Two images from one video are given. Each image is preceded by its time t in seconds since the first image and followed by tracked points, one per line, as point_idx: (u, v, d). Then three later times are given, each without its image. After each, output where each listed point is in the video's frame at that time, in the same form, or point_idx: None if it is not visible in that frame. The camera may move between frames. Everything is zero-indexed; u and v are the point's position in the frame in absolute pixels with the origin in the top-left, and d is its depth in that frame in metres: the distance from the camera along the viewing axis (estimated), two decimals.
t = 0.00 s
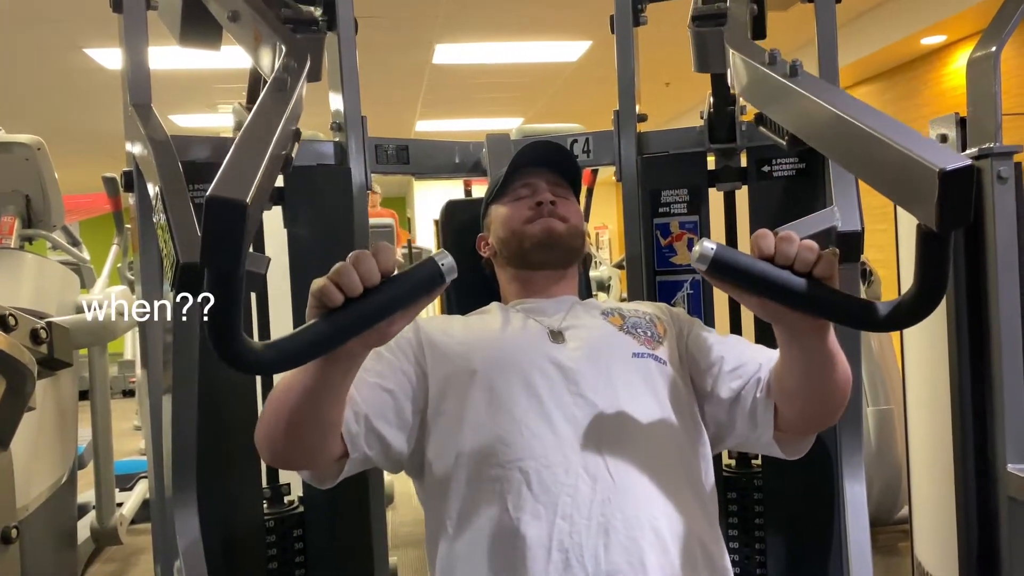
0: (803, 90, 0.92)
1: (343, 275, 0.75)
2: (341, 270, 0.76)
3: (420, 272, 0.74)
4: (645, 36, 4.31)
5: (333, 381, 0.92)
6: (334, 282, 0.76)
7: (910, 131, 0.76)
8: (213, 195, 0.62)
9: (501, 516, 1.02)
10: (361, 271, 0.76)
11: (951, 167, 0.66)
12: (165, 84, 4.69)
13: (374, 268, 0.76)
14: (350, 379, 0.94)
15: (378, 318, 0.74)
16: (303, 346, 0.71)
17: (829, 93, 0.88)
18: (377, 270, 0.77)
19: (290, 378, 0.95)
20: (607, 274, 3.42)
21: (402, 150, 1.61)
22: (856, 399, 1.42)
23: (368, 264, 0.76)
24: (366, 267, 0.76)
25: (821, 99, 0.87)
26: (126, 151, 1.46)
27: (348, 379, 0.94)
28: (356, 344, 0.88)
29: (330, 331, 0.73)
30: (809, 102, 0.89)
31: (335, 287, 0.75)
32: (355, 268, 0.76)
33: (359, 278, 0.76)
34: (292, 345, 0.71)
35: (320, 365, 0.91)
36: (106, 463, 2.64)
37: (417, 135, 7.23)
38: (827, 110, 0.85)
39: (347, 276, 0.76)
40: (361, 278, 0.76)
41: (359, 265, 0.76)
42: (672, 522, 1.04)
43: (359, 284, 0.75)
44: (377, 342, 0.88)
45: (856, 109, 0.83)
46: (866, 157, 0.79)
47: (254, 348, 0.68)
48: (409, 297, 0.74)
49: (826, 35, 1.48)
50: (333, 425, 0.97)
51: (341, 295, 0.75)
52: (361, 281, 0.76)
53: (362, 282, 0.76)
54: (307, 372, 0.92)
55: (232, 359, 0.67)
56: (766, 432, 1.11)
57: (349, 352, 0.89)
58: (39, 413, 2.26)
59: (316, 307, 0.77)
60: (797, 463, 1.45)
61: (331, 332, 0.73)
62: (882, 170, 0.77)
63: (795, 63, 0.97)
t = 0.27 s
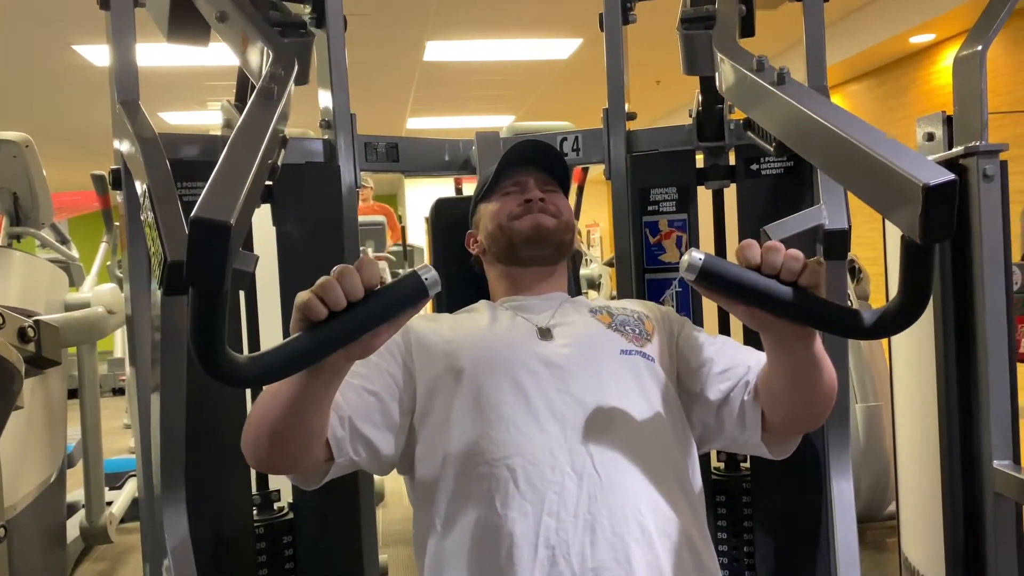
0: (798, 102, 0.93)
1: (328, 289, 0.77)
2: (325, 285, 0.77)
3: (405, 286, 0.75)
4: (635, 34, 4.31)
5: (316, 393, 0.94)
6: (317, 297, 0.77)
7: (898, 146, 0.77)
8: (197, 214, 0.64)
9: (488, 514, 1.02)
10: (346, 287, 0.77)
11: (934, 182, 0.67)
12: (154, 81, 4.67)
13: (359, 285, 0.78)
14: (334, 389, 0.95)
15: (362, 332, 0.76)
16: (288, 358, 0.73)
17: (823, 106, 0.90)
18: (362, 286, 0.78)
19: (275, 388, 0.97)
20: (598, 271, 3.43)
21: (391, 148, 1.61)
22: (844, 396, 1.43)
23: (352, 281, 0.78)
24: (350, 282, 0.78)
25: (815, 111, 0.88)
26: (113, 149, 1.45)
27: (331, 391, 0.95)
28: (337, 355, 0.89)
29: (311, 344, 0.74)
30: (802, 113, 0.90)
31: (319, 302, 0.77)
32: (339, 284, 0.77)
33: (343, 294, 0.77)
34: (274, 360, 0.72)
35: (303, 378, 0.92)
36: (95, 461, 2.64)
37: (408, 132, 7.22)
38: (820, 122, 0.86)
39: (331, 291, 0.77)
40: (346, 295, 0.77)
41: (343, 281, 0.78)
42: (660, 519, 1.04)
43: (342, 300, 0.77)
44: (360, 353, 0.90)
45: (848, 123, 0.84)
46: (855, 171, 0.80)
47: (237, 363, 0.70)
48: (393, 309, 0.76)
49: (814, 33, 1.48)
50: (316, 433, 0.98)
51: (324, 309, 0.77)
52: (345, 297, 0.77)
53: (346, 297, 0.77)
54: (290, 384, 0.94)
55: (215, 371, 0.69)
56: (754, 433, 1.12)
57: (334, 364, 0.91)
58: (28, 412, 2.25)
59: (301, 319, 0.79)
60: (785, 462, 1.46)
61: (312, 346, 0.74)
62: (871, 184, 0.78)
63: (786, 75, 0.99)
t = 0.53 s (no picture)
0: (783, 112, 0.96)
1: (312, 296, 0.78)
2: (308, 292, 0.78)
3: (384, 294, 0.77)
4: (620, 32, 4.32)
5: (299, 396, 0.94)
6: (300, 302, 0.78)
7: (880, 159, 0.80)
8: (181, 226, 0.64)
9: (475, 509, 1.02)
10: (329, 294, 0.78)
11: (916, 196, 0.70)
12: (137, 76, 4.64)
13: (341, 292, 0.79)
14: (317, 394, 0.96)
15: (342, 340, 0.77)
16: (269, 364, 0.74)
17: (809, 118, 0.92)
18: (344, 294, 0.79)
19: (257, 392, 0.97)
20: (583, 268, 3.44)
21: (376, 143, 1.61)
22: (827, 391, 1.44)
23: (335, 289, 0.78)
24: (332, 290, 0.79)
25: (801, 123, 0.91)
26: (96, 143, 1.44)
27: (313, 396, 0.96)
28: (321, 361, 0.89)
29: (293, 351, 0.75)
30: (788, 124, 0.93)
31: (302, 309, 0.78)
32: (322, 291, 0.78)
33: (326, 301, 0.78)
34: (258, 367, 0.73)
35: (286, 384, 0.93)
36: (77, 459, 2.61)
37: (392, 129, 7.21)
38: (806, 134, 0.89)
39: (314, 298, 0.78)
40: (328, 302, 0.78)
41: (325, 288, 0.78)
42: (646, 514, 1.04)
43: (324, 307, 0.78)
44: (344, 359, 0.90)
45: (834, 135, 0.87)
46: (840, 182, 0.83)
47: (221, 370, 0.70)
48: (370, 318, 0.77)
49: (797, 30, 1.49)
50: (300, 434, 0.99)
51: (307, 316, 0.78)
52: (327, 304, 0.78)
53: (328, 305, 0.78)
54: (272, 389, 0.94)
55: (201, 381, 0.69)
56: (738, 433, 1.12)
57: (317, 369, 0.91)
58: (8, 410, 2.23)
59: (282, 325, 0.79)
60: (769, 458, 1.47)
61: (296, 353, 0.75)
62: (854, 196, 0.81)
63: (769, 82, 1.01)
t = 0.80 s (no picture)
0: (764, 116, 0.97)
1: (294, 305, 0.76)
2: (290, 302, 0.76)
3: (362, 308, 0.76)
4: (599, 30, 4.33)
5: (282, 403, 0.94)
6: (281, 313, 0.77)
7: (862, 168, 0.81)
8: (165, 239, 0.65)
9: (462, 505, 1.02)
10: (311, 304, 0.77)
11: (899, 209, 0.72)
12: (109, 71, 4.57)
13: (324, 302, 0.77)
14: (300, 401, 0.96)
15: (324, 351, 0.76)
16: (250, 373, 0.73)
17: (789, 123, 0.93)
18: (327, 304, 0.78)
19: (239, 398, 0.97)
20: (562, 266, 3.44)
21: (358, 140, 1.60)
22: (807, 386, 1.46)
23: (318, 299, 0.77)
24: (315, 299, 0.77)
25: (781, 128, 0.92)
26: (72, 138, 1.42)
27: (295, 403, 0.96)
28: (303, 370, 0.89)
29: (275, 360, 0.74)
30: (769, 128, 0.94)
31: (284, 320, 0.76)
32: (305, 301, 0.77)
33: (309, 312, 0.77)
34: (239, 375, 0.72)
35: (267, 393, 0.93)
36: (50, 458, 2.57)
37: (369, 126, 7.17)
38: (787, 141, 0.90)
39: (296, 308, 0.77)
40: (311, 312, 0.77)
41: (308, 298, 0.77)
42: (632, 509, 1.05)
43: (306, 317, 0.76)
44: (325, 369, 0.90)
45: (816, 142, 0.88)
46: (822, 190, 0.84)
47: (200, 378, 0.70)
48: (351, 329, 0.76)
49: (778, 29, 1.51)
50: (282, 437, 0.99)
51: (289, 326, 0.77)
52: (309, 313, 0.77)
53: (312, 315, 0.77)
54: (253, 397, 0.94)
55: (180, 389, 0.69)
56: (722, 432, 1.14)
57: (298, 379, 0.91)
58: None
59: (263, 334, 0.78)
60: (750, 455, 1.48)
61: (278, 361, 0.74)
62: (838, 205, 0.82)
63: (751, 87, 1.02)
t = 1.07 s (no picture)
0: (759, 123, 0.95)
1: (290, 321, 0.74)
2: (285, 317, 0.74)
3: (360, 321, 0.73)
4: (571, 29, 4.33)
5: (275, 417, 0.92)
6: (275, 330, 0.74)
7: (862, 179, 0.80)
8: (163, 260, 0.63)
9: (460, 509, 1.01)
10: (307, 319, 0.74)
11: (904, 227, 0.70)
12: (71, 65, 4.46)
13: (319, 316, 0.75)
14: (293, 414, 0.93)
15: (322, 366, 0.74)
16: (244, 390, 0.71)
17: (785, 131, 0.92)
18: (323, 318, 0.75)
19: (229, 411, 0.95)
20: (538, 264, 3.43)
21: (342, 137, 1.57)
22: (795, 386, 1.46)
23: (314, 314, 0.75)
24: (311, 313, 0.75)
25: (777, 136, 0.90)
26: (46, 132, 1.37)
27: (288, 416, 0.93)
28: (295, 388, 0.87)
29: (269, 376, 0.72)
30: (764, 137, 0.92)
31: (280, 336, 0.74)
32: (301, 316, 0.74)
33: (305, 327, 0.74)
34: (233, 393, 0.70)
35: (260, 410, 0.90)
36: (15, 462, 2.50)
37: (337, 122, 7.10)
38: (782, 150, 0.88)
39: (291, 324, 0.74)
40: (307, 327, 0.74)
41: (303, 312, 0.74)
42: (632, 510, 1.04)
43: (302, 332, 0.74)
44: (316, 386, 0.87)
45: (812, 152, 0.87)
46: (818, 203, 0.82)
47: (192, 395, 0.67)
48: (349, 343, 0.74)
49: (765, 29, 1.51)
50: (274, 449, 0.96)
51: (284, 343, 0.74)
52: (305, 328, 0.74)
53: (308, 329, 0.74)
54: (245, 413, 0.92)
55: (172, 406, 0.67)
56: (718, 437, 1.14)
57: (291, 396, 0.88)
58: None
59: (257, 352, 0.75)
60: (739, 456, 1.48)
61: (270, 377, 0.72)
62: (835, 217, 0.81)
63: (749, 95, 1.00)
